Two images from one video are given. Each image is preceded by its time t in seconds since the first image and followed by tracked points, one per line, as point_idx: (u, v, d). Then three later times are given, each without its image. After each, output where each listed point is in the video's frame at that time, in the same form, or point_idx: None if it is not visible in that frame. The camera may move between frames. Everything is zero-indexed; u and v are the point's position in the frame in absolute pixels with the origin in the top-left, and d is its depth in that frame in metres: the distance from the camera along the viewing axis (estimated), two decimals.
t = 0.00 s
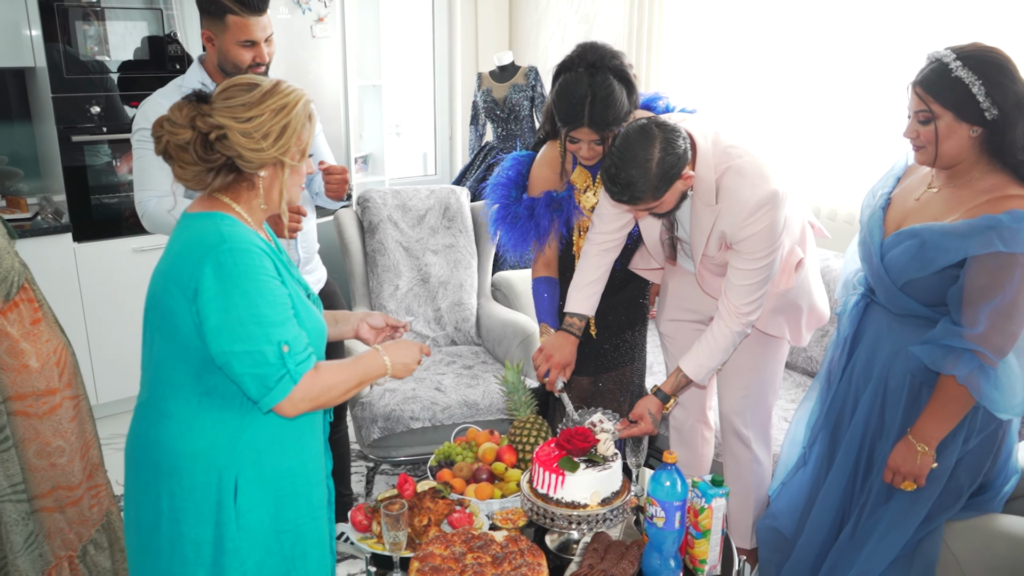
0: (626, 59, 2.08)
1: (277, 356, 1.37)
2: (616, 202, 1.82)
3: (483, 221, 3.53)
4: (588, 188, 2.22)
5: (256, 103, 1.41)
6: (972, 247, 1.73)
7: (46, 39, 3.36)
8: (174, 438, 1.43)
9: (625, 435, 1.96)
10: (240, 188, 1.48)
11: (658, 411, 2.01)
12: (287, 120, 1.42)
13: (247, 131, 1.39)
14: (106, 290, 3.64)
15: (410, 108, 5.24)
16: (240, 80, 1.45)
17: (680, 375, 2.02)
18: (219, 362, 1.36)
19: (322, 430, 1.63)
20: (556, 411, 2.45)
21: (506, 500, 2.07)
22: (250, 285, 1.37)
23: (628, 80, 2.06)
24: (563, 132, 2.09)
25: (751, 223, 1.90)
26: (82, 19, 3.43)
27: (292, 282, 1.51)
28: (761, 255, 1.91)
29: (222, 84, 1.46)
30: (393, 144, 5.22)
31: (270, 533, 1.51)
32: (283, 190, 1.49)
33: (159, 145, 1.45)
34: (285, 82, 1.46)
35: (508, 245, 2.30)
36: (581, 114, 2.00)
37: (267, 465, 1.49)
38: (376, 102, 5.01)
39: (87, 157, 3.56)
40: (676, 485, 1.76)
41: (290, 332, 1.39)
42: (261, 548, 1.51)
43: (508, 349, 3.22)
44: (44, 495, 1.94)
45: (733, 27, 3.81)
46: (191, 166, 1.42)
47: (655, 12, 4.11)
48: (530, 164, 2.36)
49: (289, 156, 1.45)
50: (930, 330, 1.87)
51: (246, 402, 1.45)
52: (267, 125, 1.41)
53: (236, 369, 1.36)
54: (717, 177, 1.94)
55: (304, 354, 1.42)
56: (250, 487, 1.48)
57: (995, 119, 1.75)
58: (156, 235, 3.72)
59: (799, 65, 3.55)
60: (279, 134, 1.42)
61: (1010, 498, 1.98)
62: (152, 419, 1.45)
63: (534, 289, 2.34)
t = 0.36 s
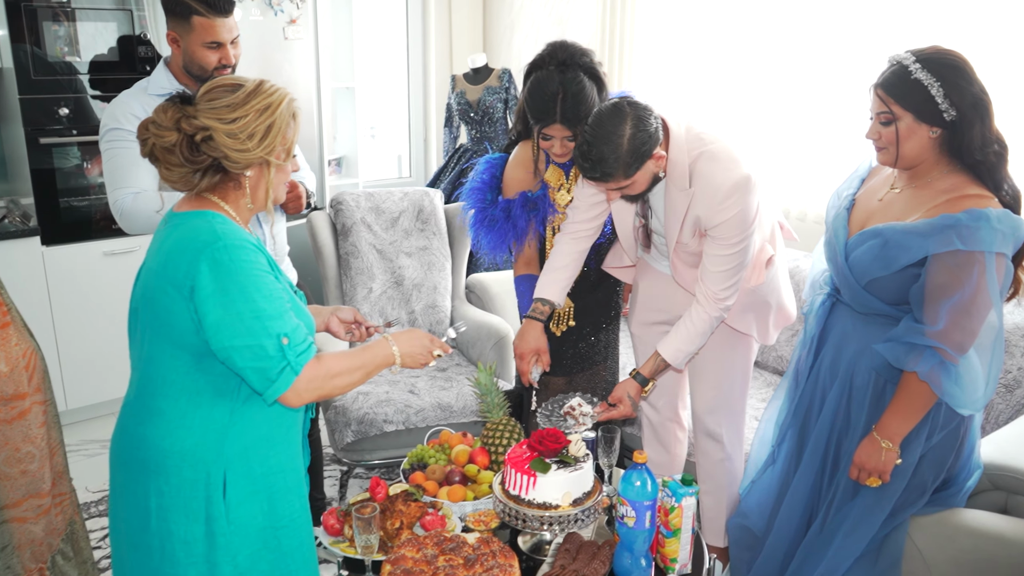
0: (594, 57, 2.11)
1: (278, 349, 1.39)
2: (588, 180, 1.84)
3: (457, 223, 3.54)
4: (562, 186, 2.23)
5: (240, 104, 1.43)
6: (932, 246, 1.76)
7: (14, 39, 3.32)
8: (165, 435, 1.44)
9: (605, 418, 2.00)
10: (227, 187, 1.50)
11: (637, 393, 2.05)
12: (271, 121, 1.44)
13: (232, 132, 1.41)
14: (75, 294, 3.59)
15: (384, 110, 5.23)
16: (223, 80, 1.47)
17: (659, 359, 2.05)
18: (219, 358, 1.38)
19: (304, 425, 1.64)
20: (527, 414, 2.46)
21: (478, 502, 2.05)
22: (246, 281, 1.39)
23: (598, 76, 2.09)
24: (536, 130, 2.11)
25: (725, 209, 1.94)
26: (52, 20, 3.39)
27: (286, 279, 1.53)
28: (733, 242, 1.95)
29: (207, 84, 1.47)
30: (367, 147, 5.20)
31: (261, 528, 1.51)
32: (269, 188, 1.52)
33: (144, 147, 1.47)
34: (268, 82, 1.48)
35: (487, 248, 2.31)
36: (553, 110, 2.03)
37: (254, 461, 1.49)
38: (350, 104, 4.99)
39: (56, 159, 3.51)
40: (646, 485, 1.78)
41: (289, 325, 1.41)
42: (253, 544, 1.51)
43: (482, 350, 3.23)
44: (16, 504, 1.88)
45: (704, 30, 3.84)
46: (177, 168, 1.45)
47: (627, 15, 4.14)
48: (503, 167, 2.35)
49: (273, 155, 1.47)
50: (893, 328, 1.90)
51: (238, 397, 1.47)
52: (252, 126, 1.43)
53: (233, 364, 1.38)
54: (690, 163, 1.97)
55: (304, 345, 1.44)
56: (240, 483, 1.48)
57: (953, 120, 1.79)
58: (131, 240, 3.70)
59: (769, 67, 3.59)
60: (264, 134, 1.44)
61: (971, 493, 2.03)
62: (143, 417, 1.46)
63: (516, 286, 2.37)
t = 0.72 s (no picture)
0: (574, 59, 2.13)
1: (238, 359, 1.39)
2: (571, 145, 1.87)
3: (434, 231, 3.53)
4: (539, 189, 2.25)
5: (218, 109, 1.43)
6: (903, 252, 1.79)
7: None
8: (149, 441, 1.46)
9: (589, 400, 2.03)
10: (207, 192, 1.49)
11: (622, 376, 2.08)
12: (249, 125, 1.44)
13: (210, 137, 1.41)
14: (47, 303, 3.54)
15: (361, 118, 5.22)
16: (202, 86, 1.46)
17: (645, 342, 2.08)
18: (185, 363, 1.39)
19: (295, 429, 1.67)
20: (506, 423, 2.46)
21: (456, 510, 2.06)
22: (219, 287, 1.39)
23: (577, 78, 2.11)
24: (515, 130, 2.12)
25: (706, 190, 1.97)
26: (24, 27, 3.35)
27: (264, 285, 1.52)
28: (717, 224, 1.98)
29: (186, 90, 1.47)
30: (344, 154, 5.19)
31: (248, 529, 1.56)
32: (248, 193, 1.51)
33: (123, 152, 1.46)
34: (246, 87, 1.47)
35: (460, 247, 2.28)
36: (533, 111, 2.04)
37: (240, 465, 1.53)
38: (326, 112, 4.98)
39: (27, 169, 3.47)
40: (623, 491, 1.78)
41: (254, 336, 1.41)
42: (239, 546, 1.55)
43: (460, 358, 3.23)
44: None
45: (675, 47, 3.90)
46: (156, 172, 1.44)
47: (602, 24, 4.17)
48: (479, 168, 2.35)
49: (252, 160, 1.46)
50: (865, 334, 1.93)
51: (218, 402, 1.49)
52: (230, 130, 1.42)
53: (202, 371, 1.38)
54: (675, 144, 2.02)
55: (268, 357, 1.44)
56: (225, 487, 1.51)
57: (923, 128, 1.82)
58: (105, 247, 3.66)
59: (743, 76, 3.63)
60: (242, 139, 1.43)
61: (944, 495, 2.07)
62: (128, 423, 1.48)
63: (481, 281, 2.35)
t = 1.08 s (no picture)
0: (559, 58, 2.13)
1: (223, 363, 1.38)
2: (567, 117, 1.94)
3: (424, 234, 3.53)
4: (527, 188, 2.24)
5: (203, 111, 1.42)
6: (889, 254, 1.80)
7: None
8: (139, 445, 1.46)
9: (585, 375, 2.08)
10: (193, 195, 1.49)
11: (620, 356, 2.14)
12: (235, 127, 1.43)
13: (195, 139, 1.40)
14: (34, 307, 3.52)
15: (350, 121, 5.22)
16: (187, 88, 1.46)
17: (645, 324, 2.11)
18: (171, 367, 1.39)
19: (285, 431, 1.66)
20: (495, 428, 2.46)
21: (445, 514, 2.04)
22: (205, 290, 1.39)
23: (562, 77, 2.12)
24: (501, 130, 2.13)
25: (701, 170, 2.00)
26: (10, 29, 3.33)
27: (251, 288, 1.52)
28: (716, 204, 2.00)
29: (171, 92, 1.46)
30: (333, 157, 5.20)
31: (240, 533, 1.55)
32: (234, 195, 1.51)
33: (109, 156, 1.46)
34: (231, 89, 1.47)
35: (449, 249, 2.27)
36: (520, 111, 2.05)
37: (231, 468, 1.52)
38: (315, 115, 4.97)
39: (13, 171, 3.45)
40: (612, 494, 1.78)
41: (239, 340, 1.40)
42: (232, 549, 1.54)
43: (449, 361, 3.23)
44: None
45: (663, 50, 3.91)
46: (142, 176, 1.44)
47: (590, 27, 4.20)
48: (468, 170, 2.33)
49: (238, 162, 1.46)
50: (852, 335, 1.94)
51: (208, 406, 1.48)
52: (215, 132, 1.42)
53: (188, 375, 1.38)
54: (670, 127, 2.05)
55: (252, 361, 1.42)
56: (217, 490, 1.51)
57: (908, 132, 1.84)
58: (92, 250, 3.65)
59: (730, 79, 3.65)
60: (227, 141, 1.43)
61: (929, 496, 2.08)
62: (117, 427, 1.47)
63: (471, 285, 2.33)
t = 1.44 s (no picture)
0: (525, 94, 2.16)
1: (190, 403, 1.36)
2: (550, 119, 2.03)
3: (395, 271, 3.52)
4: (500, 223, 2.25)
5: (178, 151, 1.41)
6: (853, 289, 1.83)
7: None
8: (100, 488, 1.41)
9: (563, 382, 2.11)
10: (162, 233, 1.47)
11: (600, 366, 2.16)
12: (209, 167, 1.43)
13: (169, 177, 1.39)
14: None
15: (321, 158, 5.23)
16: (162, 128, 1.45)
17: (627, 338, 2.14)
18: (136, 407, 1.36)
19: (249, 472, 1.63)
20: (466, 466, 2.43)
21: (416, 555, 2.01)
22: (175, 327, 1.37)
23: (528, 112, 2.15)
24: (468, 164, 2.15)
25: (685, 182, 2.06)
26: None
27: (219, 326, 1.50)
28: (697, 219, 2.06)
29: (146, 130, 1.46)
30: (304, 194, 5.19)
31: None
32: (205, 235, 1.49)
33: (79, 191, 1.44)
34: (207, 131, 1.47)
35: (423, 288, 2.24)
36: (485, 145, 2.07)
37: (195, 511, 1.49)
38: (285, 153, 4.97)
39: None
40: (584, 532, 1.80)
41: (208, 378, 1.38)
42: None
43: (421, 399, 3.20)
44: None
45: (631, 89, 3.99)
46: (112, 212, 1.42)
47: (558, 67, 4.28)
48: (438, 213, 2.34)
49: (210, 202, 1.44)
50: (820, 369, 1.96)
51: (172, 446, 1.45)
52: (189, 172, 1.41)
53: (153, 415, 1.35)
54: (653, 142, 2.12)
55: (221, 400, 1.40)
56: (180, 533, 1.48)
57: (869, 169, 1.89)
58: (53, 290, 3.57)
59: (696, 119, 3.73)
60: (201, 181, 1.42)
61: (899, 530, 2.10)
62: (76, 469, 1.43)
63: (446, 335, 2.28)
